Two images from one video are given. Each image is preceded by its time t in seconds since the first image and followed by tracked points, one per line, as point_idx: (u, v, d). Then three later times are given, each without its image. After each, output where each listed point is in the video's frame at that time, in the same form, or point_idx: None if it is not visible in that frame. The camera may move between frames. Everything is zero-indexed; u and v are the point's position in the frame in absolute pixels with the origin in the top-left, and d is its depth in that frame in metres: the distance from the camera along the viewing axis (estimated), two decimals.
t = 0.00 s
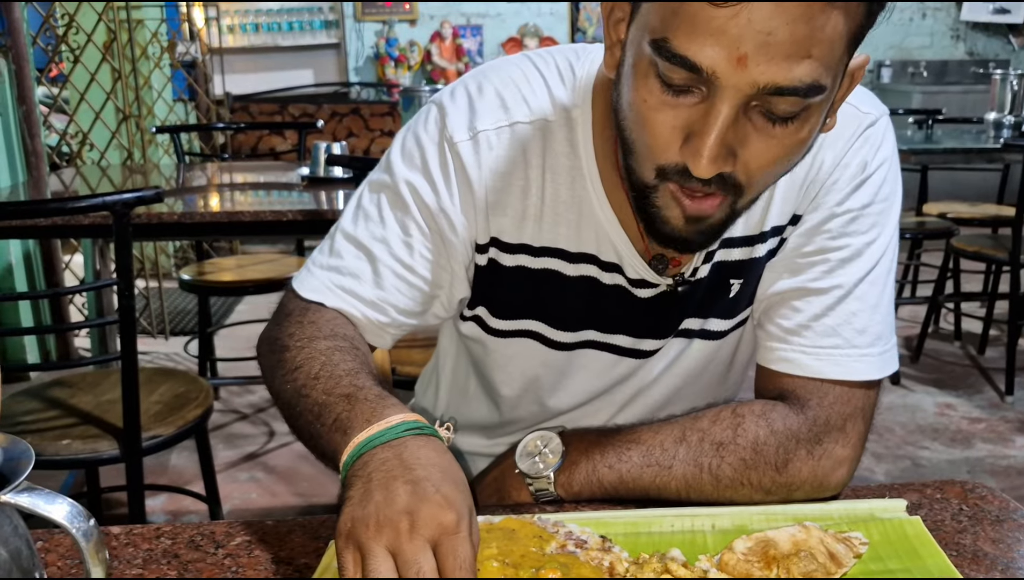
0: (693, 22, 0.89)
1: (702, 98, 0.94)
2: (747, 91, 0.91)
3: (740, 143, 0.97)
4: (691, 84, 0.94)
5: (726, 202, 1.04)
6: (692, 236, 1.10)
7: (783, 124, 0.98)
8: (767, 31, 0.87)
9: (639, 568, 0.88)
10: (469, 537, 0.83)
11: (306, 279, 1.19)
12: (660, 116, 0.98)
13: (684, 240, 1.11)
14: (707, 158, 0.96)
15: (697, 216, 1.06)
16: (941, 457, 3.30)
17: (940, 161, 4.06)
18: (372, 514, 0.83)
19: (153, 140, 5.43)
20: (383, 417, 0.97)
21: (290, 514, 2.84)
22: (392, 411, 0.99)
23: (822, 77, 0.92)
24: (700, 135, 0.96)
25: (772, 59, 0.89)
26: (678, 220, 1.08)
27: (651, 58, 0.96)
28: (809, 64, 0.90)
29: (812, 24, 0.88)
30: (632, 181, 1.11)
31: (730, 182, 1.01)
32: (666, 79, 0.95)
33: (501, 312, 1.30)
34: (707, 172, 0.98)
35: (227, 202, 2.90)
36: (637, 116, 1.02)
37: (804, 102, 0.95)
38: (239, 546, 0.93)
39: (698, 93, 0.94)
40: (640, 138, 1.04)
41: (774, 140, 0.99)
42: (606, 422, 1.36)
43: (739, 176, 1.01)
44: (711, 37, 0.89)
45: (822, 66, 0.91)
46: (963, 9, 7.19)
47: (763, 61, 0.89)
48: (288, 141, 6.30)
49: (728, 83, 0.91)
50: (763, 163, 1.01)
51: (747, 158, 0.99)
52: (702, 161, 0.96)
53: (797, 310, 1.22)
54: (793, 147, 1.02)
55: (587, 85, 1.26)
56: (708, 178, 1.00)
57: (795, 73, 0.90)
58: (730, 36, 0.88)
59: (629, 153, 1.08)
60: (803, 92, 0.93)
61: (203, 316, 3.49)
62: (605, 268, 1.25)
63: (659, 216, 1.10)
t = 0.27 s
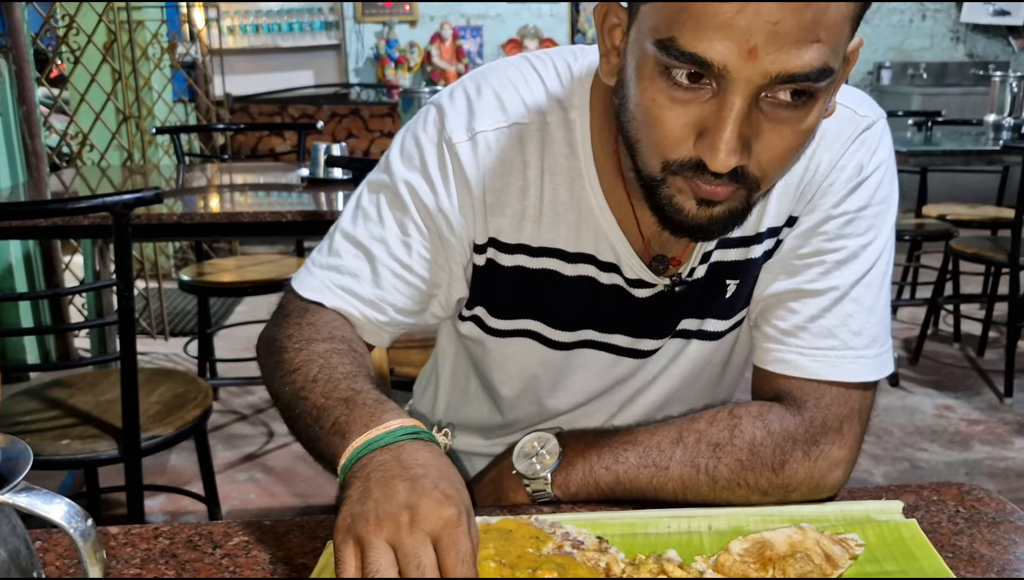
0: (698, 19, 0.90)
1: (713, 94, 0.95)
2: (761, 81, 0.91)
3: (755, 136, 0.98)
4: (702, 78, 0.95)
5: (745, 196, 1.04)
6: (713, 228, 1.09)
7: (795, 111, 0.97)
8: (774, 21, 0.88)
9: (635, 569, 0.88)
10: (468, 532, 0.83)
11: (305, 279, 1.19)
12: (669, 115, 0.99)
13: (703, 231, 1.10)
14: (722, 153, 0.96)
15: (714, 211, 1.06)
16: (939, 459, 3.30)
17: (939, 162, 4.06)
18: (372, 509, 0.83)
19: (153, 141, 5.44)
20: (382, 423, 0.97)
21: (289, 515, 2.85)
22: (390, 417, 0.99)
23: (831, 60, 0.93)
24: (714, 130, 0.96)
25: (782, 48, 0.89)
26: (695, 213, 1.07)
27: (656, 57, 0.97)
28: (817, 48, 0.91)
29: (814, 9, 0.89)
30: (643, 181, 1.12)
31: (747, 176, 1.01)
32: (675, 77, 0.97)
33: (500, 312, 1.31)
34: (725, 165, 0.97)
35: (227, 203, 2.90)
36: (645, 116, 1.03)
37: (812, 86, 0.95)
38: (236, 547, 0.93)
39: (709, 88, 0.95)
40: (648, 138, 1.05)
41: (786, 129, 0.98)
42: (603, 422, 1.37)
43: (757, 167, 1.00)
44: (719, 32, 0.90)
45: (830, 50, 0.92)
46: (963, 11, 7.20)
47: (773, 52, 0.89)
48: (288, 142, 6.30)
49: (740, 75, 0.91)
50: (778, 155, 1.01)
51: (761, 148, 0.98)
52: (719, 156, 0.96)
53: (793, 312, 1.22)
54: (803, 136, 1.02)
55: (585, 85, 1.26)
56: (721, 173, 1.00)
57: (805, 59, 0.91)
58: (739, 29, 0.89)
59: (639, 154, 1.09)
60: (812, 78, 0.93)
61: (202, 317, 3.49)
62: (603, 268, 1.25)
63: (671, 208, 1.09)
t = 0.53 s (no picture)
0: (687, 17, 0.92)
1: (699, 94, 0.97)
2: (744, 82, 0.94)
3: (738, 137, 1.00)
4: (688, 81, 0.96)
5: (725, 196, 1.06)
6: (692, 228, 1.13)
7: (779, 116, 1.00)
8: (761, 22, 0.90)
9: (634, 568, 0.89)
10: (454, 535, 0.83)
11: (305, 279, 1.21)
12: (657, 113, 1.01)
13: (680, 231, 1.13)
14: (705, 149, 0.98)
15: (695, 211, 1.09)
16: (938, 461, 3.31)
17: (938, 165, 4.07)
18: (362, 516, 0.84)
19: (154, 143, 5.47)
20: (374, 422, 0.98)
21: (289, 516, 2.86)
22: (384, 416, 1.00)
23: (816, 66, 0.95)
24: (699, 128, 0.98)
25: (766, 50, 0.91)
26: (677, 211, 1.10)
27: (647, 58, 0.99)
28: (801, 53, 0.93)
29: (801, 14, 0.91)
30: (631, 179, 1.13)
31: (728, 176, 1.03)
32: (663, 78, 0.98)
33: (498, 313, 1.32)
34: (706, 165, 1.00)
35: (228, 205, 2.92)
36: (634, 112, 1.04)
37: (799, 92, 0.97)
38: (238, 547, 0.94)
39: (696, 89, 0.97)
40: (636, 135, 1.06)
41: (769, 131, 1.00)
42: (602, 424, 1.38)
43: (737, 168, 1.02)
44: (706, 32, 0.91)
45: (814, 56, 0.93)
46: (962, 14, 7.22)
47: (757, 53, 0.91)
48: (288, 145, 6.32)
49: (724, 75, 0.93)
50: (760, 157, 1.03)
51: (743, 148, 1.01)
52: (702, 154, 0.99)
53: (789, 315, 1.23)
54: (788, 140, 1.04)
55: (582, 89, 1.27)
56: (703, 172, 1.02)
57: (789, 62, 0.93)
58: (725, 29, 0.91)
59: (628, 150, 1.11)
60: (797, 82, 0.95)
61: (203, 319, 3.50)
62: (601, 269, 1.27)
63: (655, 205, 1.11)
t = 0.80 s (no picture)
0: (679, 19, 0.92)
1: (688, 96, 0.97)
2: (733, 87, 0.93)
3: (726, 141, 1.00)
4: (678, 84, 0.97)
5: (710, 201, 1.07)
6: (674, 234, 1.12)
7: (769, 122, 1.01)
8: (751, 27, 0.90)
9: (634, 570, 0.89)
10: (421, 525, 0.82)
11: (304, 278, 1.23)
12: (649, 114, 1.01)
13: (662, 236, 1.13)
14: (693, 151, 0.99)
15: (678, 217, 1.09)
16: (938, 464, 3.31)
17: (938, 168, 4.07)
18: (330, 508, 0.83)
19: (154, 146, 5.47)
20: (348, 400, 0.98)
21: (288, 518, 2.86)
22: (358, 393, 1.01)
23: (806, 73, 0.95)
24: (687, 131, 0.99)
25: (757, 56, 0.91)
26: (660, 216, 1.10)
27: (640, 58, 0.99)
28: (792, 61, 0.93)
29: (793, 20, 0.91)
30: (622, 179, 1.13)
31: (714, 180, 1.04)
32: (653, 78, 0.98)
33: (498, 315, 1.32)
34: (693, 168, 1.01)
35: (228, 207, 2.92)
36: (627, 112, 1.04)
37: (789, 98, 0.97)
38: (238, 548, 0.94)
39: (685, 91, 0.97)
40: (629, 134, 1.06)
41: (759, 136, 1.01)
42: (602, 427, 1.37)
43: (722, 172, 1.02)
44: (697, 36, 0.91)
45: (805, 64, 0.94)
46: (962, 18, 7.23)
47: (747, 58, 0.91)
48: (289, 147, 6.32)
49: (714, 79, 0.93)
50: (748, 162, 1.03)
51: (731, 154, 1.01)
52: (688, 158, 1.00)
53: (789, 316, 1.23)
54: (777, 145, 1.04)
55: (580, 90, 1.27)
56: (690, 175, 1.03)
57: (779, 69, 0.93)
58: (716, 34, 0.91)
59: (620, 151, 1.11)
60: (787, 89, 0.95)
61: (202, 322, 3.50)
62: (599, 271, 1.26)
63: (642, 210, 1.12)
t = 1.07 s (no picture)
0: (679, 19, 0.94)
1: (689, 97, 0.98)
2: (732, 89, 0.95)
3: (727, 141, 1.01)
4: (677, 84, 0.98)
5: (715, 203, 1.07)
6: (685, 233, 1.11)
7: (770, 123, 1.01)
8: (751, 27, 0.92)
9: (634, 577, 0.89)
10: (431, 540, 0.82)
11: (298, 275, 1.22)
12: (647, 114, 1.02)
13: (671, 237, 1.12)
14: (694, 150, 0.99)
15: (688, 217, 1.08)
16: (938, 469, 3.31)
17: (937, 173, 4.08)
18: (345, 520, 0.83)
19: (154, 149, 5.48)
20: (356, 411, 0.98)
21: (288, 523, 2.86)
22: (365, 404, 1.00)
23: (805, 74, 0.97)
24: (688, 130, 0.99)
25: (756, 56, 0.93)
26: (670, 217, 1.08)
27: (641, 59, 1.00)
28: (791, 62, 0.95)
29: (791, 21, 0.93)
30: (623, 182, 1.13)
31: (718, 179, 1.04)
32: (655, 79, 0.99)
33: (496, 319, 1.32)
34: (694, 168, 1.01)
35: (228, 211, 2.92)
36: (626, 113, 1.05)
37: (788, 99, 0.99)
38: (238, 554, 0.94)
39: (686, 92, 0.99)
40: (626, 136, 1.07)
41: (760, 136, 1.02)
42: (600, 433, 1.37)
43: (727, 169, 1.03)
44: (698, 35, 0.93)
45: (805, 64, 0.96)
46: (961, 22, 7.25)
47: (747, 57, 0.93)
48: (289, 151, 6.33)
49: (714, 78, 0.95)
50: (749, 163, 1.04)
51: (734, 153, 1.02)
52: (689, 157, 1.00)
53: (788, 323, 1.23)
54: (778, 147, 1.05)
55: (580, 95, 1.28)
56: (695, 173, 1.02)
57: (778, 70, 0.95)
58: (715, 33, 0.93)
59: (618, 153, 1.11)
60: (787, 89, 0.97)
61: (202, 326, 3.50)
62: (598, 276, 1.27)
63: (648, 211, 1.10)
